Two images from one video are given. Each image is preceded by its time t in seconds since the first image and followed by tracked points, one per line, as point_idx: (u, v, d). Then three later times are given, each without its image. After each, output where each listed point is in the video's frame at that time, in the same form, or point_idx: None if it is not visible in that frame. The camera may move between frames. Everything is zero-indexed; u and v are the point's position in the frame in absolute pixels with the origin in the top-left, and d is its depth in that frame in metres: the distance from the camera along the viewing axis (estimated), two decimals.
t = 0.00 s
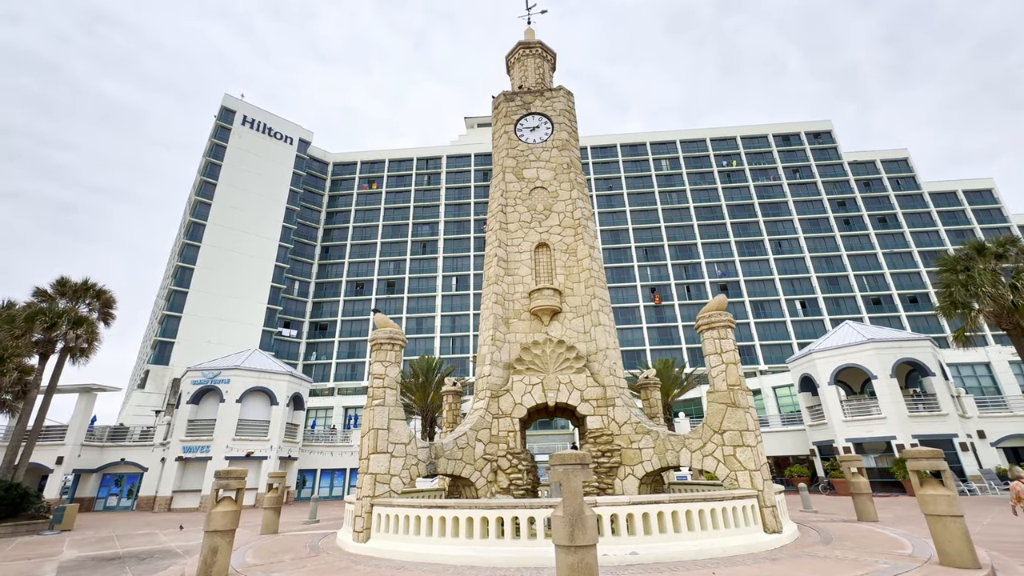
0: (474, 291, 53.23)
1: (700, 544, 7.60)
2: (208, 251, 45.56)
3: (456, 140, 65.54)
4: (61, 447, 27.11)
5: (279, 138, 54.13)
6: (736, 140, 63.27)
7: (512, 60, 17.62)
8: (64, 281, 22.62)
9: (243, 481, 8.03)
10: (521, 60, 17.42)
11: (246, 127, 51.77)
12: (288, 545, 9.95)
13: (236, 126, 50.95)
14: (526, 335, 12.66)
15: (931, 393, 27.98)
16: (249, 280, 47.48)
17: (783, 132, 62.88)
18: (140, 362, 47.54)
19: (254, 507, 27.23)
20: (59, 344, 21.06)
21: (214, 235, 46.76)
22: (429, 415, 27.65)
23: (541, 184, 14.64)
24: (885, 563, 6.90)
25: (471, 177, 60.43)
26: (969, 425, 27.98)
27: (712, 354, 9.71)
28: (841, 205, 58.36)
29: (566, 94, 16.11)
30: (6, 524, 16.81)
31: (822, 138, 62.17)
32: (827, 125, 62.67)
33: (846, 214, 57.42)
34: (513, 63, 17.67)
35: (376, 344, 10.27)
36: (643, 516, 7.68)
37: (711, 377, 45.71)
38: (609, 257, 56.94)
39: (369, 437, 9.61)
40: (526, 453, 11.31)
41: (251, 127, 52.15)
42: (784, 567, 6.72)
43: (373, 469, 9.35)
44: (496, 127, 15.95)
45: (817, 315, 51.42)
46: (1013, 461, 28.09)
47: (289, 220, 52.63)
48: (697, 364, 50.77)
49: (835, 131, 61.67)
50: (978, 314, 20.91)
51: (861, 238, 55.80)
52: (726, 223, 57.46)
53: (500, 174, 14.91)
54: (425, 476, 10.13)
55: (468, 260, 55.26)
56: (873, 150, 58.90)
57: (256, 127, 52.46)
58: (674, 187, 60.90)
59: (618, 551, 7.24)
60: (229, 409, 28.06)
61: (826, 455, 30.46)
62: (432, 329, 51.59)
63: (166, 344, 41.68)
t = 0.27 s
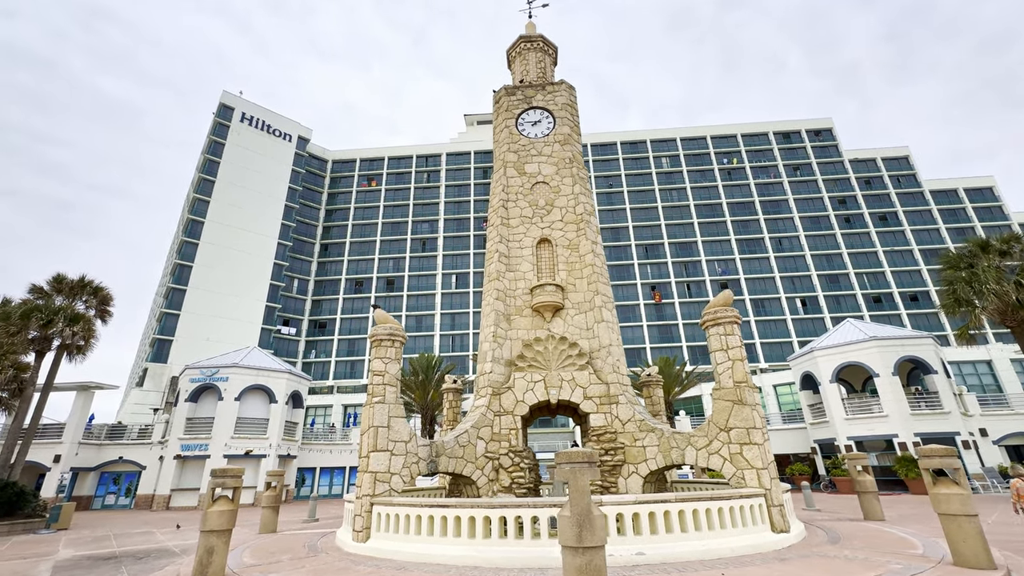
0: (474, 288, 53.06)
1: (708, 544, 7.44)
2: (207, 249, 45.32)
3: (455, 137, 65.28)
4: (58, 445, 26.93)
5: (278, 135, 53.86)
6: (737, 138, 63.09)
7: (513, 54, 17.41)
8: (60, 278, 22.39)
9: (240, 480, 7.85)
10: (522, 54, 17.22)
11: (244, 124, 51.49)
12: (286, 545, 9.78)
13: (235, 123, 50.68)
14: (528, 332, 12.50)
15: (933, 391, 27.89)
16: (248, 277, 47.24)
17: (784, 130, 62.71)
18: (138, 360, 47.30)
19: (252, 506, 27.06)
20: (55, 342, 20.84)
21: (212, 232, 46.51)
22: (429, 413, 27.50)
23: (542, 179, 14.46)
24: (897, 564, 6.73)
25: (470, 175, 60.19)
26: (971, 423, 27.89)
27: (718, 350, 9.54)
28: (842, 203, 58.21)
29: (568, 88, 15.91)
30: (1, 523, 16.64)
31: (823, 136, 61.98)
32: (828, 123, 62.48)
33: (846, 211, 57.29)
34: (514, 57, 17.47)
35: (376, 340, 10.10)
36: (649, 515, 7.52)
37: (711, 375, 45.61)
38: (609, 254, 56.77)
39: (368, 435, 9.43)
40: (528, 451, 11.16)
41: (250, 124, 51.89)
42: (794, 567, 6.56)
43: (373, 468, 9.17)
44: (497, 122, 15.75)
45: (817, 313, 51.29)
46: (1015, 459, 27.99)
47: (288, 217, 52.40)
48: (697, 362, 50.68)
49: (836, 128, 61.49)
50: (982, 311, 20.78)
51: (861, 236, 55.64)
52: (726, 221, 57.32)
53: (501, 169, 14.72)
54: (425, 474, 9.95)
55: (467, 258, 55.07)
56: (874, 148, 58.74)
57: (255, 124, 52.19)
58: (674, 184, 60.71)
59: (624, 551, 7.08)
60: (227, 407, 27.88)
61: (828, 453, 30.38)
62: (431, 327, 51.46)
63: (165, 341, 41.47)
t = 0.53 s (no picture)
0: (473, 285, 52.85)
1: (713, 541, 7.29)
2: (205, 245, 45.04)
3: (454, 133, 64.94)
4: (55, 442, 26.72)
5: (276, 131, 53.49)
6: (737, 134, 62.82)
7: (513, 46, 17.17)
8: (55, 273, 22.14)
9: (235, 476, 7.65)
10: (523, 46, 16.97)
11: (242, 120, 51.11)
12: (284, 542, 9.61)
13: (232, 118, 50.31)
14: (529, 326, 12.31)
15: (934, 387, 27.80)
16: (246, 274, 46.97)
17: (784, 126, 62.46)
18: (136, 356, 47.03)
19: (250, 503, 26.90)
20: (50, 337, 20.63)
21: (210, 228, 46.19)
22: (428, 410, 27.33)
23: (544, 171, 14.24)
24: (909, 561, 6.55)
25: (469, 171, 59.88)
26: (972, 419, 27.82)
27: (723, 345, 9.36)
28: (842, 199, 58.01)
29: (569, 80, 15.67)
30: None
31: (823, 133, 61.74)
32: (829, 119, 62.23)
33: (846, 208, 57.13)
34: (514, 49, 17.23)
35: (375, 334, 9.92)
36: (654, 512, 7.36)
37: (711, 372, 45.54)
38: (609, 251, 56.55)
39: (367, 430, 9.26)
40: (529, 447, 10.99)
41: (248, 119, 51.51)
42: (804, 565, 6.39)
43: (371, 464, 9.00)
44: (497, 114, 15.52)
45: (817, 310, 51.18)
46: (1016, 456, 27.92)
47: (286, 213, 52.11)
48: (696, 359, 50.60)
49: (836, 125, 61.27)
50: (985, 307, 20.65)
51: (861, 232, 55.47)
52: (726, 218, 57.13)
53: (502, 161, 14.49)
54: (425, 470, 9.78)
55: (466, 254, 54.82)
56: (875, 145, 58.55)
57: (252, 119, 51.81)
58: (674, 181, 60.45)
59: (628, 548, 6.93)
60: (225, 403, 27.69)
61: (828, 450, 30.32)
62: (430, 323, 51.28)
63: (162, 338, 41.24)
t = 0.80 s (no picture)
0: (471, 281, 52.62)
1: (720, 539, 7.13)
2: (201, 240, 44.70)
3: (453, 128, 64.52)
4: (50, 438, 26.46)
5: (273, 125, 53.01)
6: (737, 130, 62.55)
7: (513, 37, 16.89)
8: (49, 267, 21.85)
9: (229, 471, 7.45)
10: (524, 36, 16.69)
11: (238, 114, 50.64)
12: (280, 539, 9.42)
13: (229, 112, 49.83)
14: (530, 320, 12.11)
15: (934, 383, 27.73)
16: (243, 269, 46.65)
17: (784, 122, 62.21)
18: (132, 352, 46.71)
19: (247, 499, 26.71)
20: (44, 332, 20.40)
21: (206, 223, 45.81)
22: (426, 406, 27.14)
23: (544, 164, 14.01)
24: (922, 559, 6.34)
25: (468, 166, 59.55)
26: (971, 415, 27.78)
27: (728, 339, 9.19)
28: (842, 195, 57.88)
29: (570, 71, 15.41)
30: None
31: (823, 129, 61.51)
32: (828, 116, 62.01)
33: (846, 205, 56.99)
34: (514, 40, 16.95)
35: (373, 327, 9.74)
36: (660, 509, 7.19)
37: (710, 368, 45.48)
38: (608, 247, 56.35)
39: (365, 426, 9.07)
40: (529, 443, 10.80)
41: (244, 113, 51.03)
42: (814, 563, 6.22)
43: (369, 460, 8.82)
44: (497, 105, 15.25)
45: (816, 307, 51.13)
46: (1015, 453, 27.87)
47: (283, 208, 51.73)
48: (695, 355, 50.54)
49: (836, 121, 61.04)
50: (988, 302, 20.54)
51: (861, 229, 55.36)
52: (726, 214, 56.97)
53: (502, 153, 14.25)
54: (424, 466, 9.59)
55: (465, 250, 54.57)
56: (875, 141, 58.37)
57: (249, 113, 51.34)
58: (674, 177, 60.20)
59: (633, 546, 6.76)
60: (221, 399, 27.46)
61: (828, 446, 30.28)
62: (429, 319, 51.10)
63: (159, 334, 40.96)
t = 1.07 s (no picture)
0: (469, 277, 52.41)
1: (725, 535, 6.98)
2: (197, 234, 44.31)
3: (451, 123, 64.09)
4: (44, 433, 26.20)
5: (269, 118, 52.47)
6: (737, 126, 62.34)
7: (513, 26, 16.62)
8: (41, 260, 21.55)
9: (223, 466, 7.26)
10: (524, 26, 16.43)
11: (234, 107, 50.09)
12: (276, 535, 9.23)
13: (224, 105, 49.29)
14: (530, 314, 11.94)
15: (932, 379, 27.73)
16: (240, 264, 46.30)
17: (783, 118, 62.02)
18: (128, 347, 46.39)
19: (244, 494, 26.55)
20: (36, 326, 20.11)
21: (202, 217, 45.38)
22: (424, 401, 26.98)
23: (545, 155, 13.80)
24: (933, 556, 6.20)
25: (466, 161, 59.20)
26: (969, 411, 27.79)
27: (732, 332, 9.03)
28: (840, 191, 57.81)
29: (571, 61, 15.17)
30: None
31: (822, 125, 61.35)
32: (828, 111, 61.85)
33: (844, 201, 56.93)
34: (514, 30, 16.69)
35: (370, 320, 9.54)
36: (664, 504, 7.05)
37: (708, 364, 45.47)
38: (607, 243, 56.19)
39: (362, 420, 8.90)
40: (530, 437, 10.64)
41: (240, 106, 50.48)
42: (824, 560, 6.08)
43: (368, 454, 8.65)
44: (497, 95, 15.00)
45: (814, 303, 51.15)
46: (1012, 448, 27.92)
47: (280, 202, 51.30)
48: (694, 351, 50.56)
49: (835, 117, 60.89)
50: (989, 298, 20.48)
51: (859, 225, 55.32)
52: (725, 210, 56.84)
53: (502, 144, 14.02)
54: (423, 461, 9.42)
55: (463, 245, 54.30)
56: (874, 137, 58.28)
57: (245, 107, 50.78)
58: (673, 172, 60.01)
59: (637, 542, 6.63)
60: (217, 394, 27.22)
61: (825, 441, 30.32)
62: (426, 315, 50.90)
63: (154, 328, 40.61)
